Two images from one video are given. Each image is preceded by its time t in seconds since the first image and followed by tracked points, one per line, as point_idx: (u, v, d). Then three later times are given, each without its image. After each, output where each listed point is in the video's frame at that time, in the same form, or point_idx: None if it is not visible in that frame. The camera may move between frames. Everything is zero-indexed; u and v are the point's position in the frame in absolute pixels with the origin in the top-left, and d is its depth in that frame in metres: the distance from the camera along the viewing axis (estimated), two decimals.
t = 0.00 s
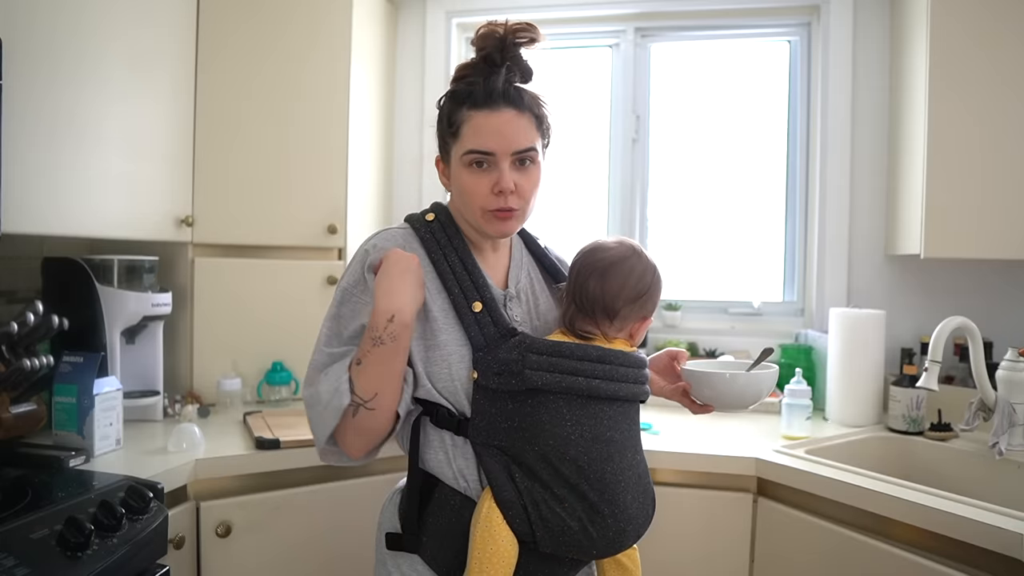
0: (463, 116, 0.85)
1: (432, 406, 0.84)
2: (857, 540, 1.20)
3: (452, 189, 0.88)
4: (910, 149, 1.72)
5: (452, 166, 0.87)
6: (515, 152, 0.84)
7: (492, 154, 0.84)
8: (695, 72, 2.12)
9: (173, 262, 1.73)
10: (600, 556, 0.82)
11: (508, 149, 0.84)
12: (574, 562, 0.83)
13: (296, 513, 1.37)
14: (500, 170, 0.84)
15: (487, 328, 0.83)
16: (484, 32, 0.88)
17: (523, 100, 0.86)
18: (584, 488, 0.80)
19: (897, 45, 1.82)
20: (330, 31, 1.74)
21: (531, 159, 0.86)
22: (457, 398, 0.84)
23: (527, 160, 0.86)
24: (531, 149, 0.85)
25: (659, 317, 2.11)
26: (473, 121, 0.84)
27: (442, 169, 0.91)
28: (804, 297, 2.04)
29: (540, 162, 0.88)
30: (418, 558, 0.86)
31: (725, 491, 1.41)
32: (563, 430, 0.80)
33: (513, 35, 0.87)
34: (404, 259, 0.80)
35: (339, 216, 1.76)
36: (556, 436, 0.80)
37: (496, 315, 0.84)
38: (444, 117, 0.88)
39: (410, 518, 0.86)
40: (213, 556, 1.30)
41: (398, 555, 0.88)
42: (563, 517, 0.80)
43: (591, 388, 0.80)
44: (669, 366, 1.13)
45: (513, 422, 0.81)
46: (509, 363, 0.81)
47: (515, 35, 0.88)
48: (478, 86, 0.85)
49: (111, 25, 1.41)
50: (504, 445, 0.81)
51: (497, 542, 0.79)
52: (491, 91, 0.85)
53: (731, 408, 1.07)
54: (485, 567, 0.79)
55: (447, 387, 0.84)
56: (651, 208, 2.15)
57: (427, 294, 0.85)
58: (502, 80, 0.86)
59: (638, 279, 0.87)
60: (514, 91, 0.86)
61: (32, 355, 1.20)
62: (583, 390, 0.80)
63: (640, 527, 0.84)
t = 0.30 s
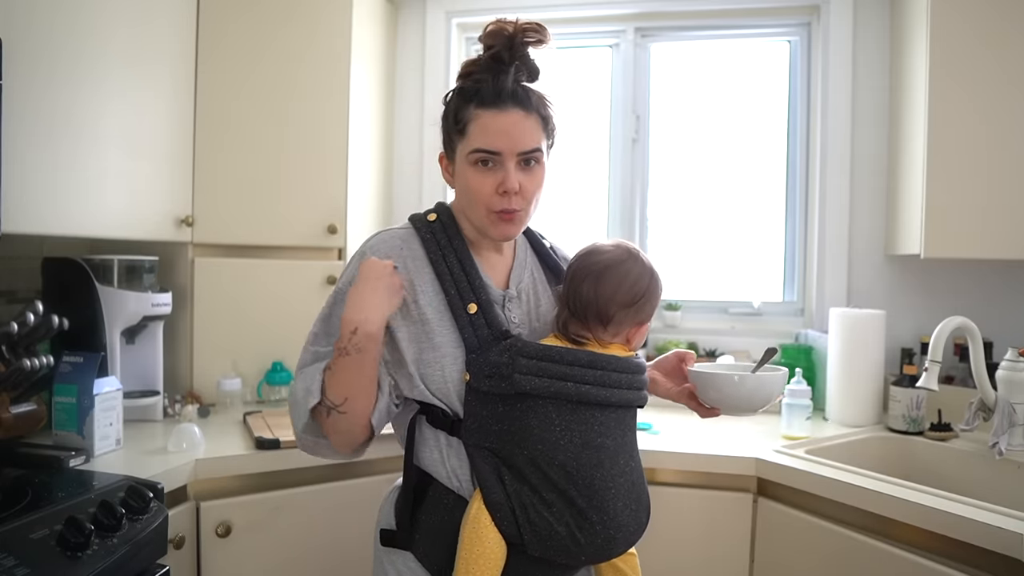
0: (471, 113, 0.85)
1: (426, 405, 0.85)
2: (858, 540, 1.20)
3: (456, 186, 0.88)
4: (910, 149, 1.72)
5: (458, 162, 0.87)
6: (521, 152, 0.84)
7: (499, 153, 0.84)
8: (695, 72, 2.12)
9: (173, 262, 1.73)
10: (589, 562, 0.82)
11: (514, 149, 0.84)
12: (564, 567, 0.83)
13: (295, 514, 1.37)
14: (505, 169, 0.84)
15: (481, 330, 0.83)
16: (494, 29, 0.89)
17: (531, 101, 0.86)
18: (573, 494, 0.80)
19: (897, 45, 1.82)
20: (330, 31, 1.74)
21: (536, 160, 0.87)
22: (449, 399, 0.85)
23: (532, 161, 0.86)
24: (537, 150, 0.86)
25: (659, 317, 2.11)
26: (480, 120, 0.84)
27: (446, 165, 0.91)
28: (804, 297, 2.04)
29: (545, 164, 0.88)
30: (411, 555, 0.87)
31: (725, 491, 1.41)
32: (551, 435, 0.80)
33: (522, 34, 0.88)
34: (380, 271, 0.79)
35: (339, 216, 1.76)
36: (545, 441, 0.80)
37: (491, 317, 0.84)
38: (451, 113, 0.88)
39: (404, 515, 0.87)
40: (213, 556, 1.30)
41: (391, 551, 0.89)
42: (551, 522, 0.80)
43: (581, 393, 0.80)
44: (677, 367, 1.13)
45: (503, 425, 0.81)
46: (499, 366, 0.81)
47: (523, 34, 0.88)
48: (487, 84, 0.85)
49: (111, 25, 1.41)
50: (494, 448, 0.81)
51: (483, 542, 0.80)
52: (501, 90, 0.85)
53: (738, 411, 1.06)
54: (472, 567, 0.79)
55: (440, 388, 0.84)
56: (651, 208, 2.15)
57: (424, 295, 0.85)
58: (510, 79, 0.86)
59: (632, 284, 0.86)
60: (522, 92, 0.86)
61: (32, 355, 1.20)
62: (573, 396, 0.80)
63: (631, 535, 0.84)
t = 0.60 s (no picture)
0: (486, 122, 0.85)
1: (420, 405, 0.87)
2: (857, 540, 1.20)
3: (465, 192, 0.88)
4: (910, 149, 1.72)
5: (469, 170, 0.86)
6: (536, 163, 0.85)
7: (515, 165, 0.84)
8: (695, 72, 2.12)
9: (173, 262, 1.73)
10: (579, 565, 0.81)
11: (530, 161, 0.84)
12: (556, 569, 0.82)
13: (296, 514, 1.37)
14: (521, 181, 0.85)
15: (474, 331, 0.84)
16: (506, 32, 0.88)
17: (545, 112, 0.87)
18: (563, 496, 0.79)
19: (897, 45, 1.82)
20: (330, 31, 1.74)
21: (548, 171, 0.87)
22: (443, 398, 0.86)
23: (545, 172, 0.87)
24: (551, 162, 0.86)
25: (659, 317, 2.11)
26: (498, 130, 0.84)
27: (452, 169, 0.91)
28: (804, 297, 2.04)
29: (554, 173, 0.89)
30: (404, 553, 0.87)
31: (725, 491, 1.42)
32: (541, 437, 0.80)
33: (535, 38, 0.88)
34: (400, 442, 0.71)
35: (339, 216, 1.76)
36: (533, 443, 0.80)
37: (484, 318, 0.84)
38: (462, 117, 0.87)
39: (398, 512, 0.87)
40: (213, 557, 1.30)
41: (386, 549, 0.88)
42: (540, 524, 0.79)
43: (571, 396, 0.80)
44: (681, 373, 1.14)
45: (493, 426, 0.81)
46: (489, 367, 0.81)
47: (535, 40, 0.88)
48: (502, 93, 0.85)
49: (111, 25, 1.41)
50: (485, 448, 0.82)
51: (472, 543, 0.79)
52: (517, 100, 0.85)
53: (742, 421, 1.06)
54: (460, 566, 0.80)
55: (435, 389, 0.86)
56: (652, 208, 2.15)
57: (421, 296, 0.86)
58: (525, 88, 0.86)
59: (623, 284, 0.86)
60: (537, 103, 0.86)
61: (32, 355, 1.20)
62: (563, 398, 0.80)
63: (623, 540, 0.83)
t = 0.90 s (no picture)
0: (484, 111, 0.85)
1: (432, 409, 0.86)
2: (858, 540, 1.20)
3: (461, 181, 0.88)
4: (910, 148, 1.72)
5: (465, 159, 0.87)
6: (532, 153, 0.85)
7: (511, 154, 0.84)
8: (695, 72, 2.12)
9: (174, 262, 1.73)
10: (600, 558, 0.82)
11: (526, 151, 0.85)
12: (574, 563, 0.83)
13: (296, 514, 1.37)
14: (517, 170, 0.85)
15: (492, 331, 0.84)
16: (501, 26, 0.88)
17: (541, 103, 0.87)
18: (587, 492, 0.80)
19: (897, 45, 1.82)
20: (330, 31, 1.74)
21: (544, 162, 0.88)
22: (457, 401, 0.85)
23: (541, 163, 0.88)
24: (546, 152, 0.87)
25: (659, 317, 2.11)
26: (494, 119, 0.84)
27: (447, 160, 0.91)
28: (804, 297, 2.04)
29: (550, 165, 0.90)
30: (417, 559, 0.87)
31: (725, 491, 1.42)
32: (565, 435, 0.80)
33: (530, 33, 0.88)
34: (421, 453, 0.70)
35: (339, 216, 1.76)
36: (558, 441, 0.80)
37: (500, 318, 0.84)
38: (459, 108, 0.87)
39: (410, 518, 0.86)
40: (213, 557, 1.30)
41: (397, 555, 0.88)
42: (565, 521, 0.80)
43: (596, 393, 0.80)
44: (668, 369, 1.14)
45: (516, 426, 0.81)
46: (513, 367, 0.81)
47: (531, 33, 0.88)
48: (498, 82, 0.86)
49: (111, 26, 1.41)
50: (505, 449, 0.81)
51: (494, 544, 0.79)
52: (513, 89, 0.85)
53: (728, 412, 1.07)
54: (479, 568, 0.79)
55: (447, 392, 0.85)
56: (652, 208, 2.15)
57: (430, 299, 0.85)
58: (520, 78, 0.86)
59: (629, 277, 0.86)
60: (532, 93, 0.87)
61: (32, 355, 1.20)
62: (588, 396, 0.80)
63: (640, 531, 0.85)
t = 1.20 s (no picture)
0: (480, 104, 0.86)
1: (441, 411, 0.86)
2: (858, 540, 1.20)
3: (460, 176, 0.88)
4: (910, 148, 1.72)
5: (463, 153, 0.87)
6: (530, 142, 0.86)
7: (510, 144, 0.85)
8: (695, 72, 2.11)
9: (174, 262, 1.73)
10: (608, 557, 0.82)
11: (524, 140, 0.85)
12: (581, 561, 0.83)
13: (296, 514, 1.37)
14: (516, 160, 0.85)
15: (500, 332, 0.84)
16: (490, 25, 0.88)
17: (537, 94, 0.88)
18: (596, 492, 0.80)
19: (897, 44, 1.82)
20: (330, 31, 1.74)
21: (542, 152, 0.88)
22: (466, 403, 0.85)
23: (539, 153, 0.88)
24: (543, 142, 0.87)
25: (659, 317, 2.11)
26: (491, 110, 0.85)
27: (446, 157, 0.91)
28: (804, 297, 2.04)
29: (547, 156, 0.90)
30: (423, 561, 0.87)
31: (725, 491, 1.42)
32: (576, 436, 0.80)
33: (521, 29, 0.88)
34: (441, 447, 0.69)
35: (339, 216, 1.76)
36: (569, 442, 0.80)
37: (509, 319, 0.84)
38: (455, 104, 0.88)
39: (417, 520, 0.86)
40: (213, 557, 1.30)
41: (403, 557, 0.88)
42: (575, 521, 0.80)
43: (607, 394, 0.81)
44: (662, 367, 1.12)
45: (526, 427, 0.81)
46: (524, 369, 0.81)
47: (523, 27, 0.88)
48: (492, 75, 0.86)
49: (111, 25, 1.41)
50: (515, 450, 0.81)
51: (503, 545, 0.79)
52: (508, 81, 0.86)
53: (723, 407, 1.08)
54: (487, 569, 0.79)
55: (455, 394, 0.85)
56: (652, 208, 2.15)
57: (437, 301, 0.86)
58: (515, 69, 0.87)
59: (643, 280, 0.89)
60: (527, 85, 0.87)
61: (32, 355, 1.20)
62: (599, 397, 0.81)
63: (648, 531, 0.85)
